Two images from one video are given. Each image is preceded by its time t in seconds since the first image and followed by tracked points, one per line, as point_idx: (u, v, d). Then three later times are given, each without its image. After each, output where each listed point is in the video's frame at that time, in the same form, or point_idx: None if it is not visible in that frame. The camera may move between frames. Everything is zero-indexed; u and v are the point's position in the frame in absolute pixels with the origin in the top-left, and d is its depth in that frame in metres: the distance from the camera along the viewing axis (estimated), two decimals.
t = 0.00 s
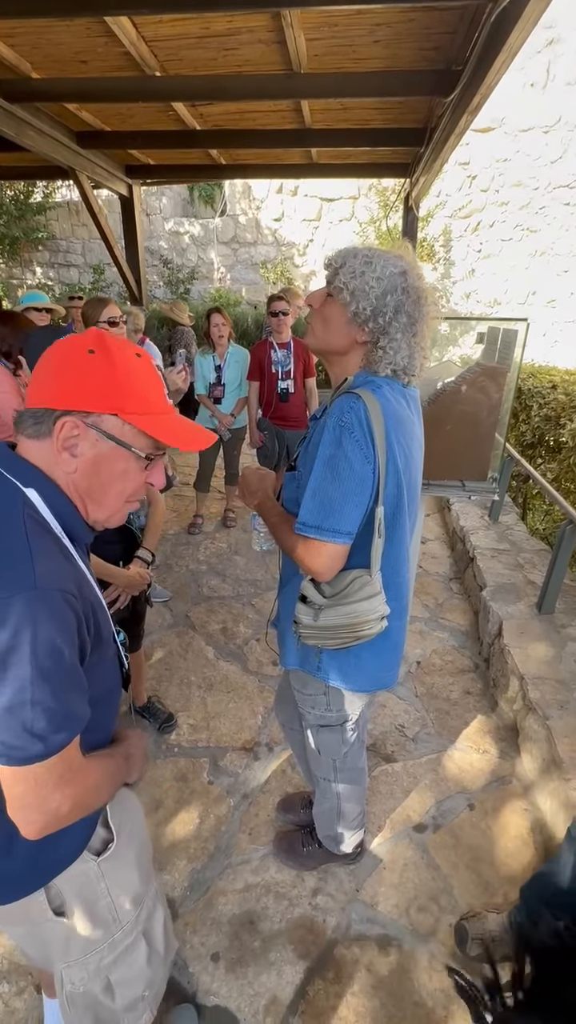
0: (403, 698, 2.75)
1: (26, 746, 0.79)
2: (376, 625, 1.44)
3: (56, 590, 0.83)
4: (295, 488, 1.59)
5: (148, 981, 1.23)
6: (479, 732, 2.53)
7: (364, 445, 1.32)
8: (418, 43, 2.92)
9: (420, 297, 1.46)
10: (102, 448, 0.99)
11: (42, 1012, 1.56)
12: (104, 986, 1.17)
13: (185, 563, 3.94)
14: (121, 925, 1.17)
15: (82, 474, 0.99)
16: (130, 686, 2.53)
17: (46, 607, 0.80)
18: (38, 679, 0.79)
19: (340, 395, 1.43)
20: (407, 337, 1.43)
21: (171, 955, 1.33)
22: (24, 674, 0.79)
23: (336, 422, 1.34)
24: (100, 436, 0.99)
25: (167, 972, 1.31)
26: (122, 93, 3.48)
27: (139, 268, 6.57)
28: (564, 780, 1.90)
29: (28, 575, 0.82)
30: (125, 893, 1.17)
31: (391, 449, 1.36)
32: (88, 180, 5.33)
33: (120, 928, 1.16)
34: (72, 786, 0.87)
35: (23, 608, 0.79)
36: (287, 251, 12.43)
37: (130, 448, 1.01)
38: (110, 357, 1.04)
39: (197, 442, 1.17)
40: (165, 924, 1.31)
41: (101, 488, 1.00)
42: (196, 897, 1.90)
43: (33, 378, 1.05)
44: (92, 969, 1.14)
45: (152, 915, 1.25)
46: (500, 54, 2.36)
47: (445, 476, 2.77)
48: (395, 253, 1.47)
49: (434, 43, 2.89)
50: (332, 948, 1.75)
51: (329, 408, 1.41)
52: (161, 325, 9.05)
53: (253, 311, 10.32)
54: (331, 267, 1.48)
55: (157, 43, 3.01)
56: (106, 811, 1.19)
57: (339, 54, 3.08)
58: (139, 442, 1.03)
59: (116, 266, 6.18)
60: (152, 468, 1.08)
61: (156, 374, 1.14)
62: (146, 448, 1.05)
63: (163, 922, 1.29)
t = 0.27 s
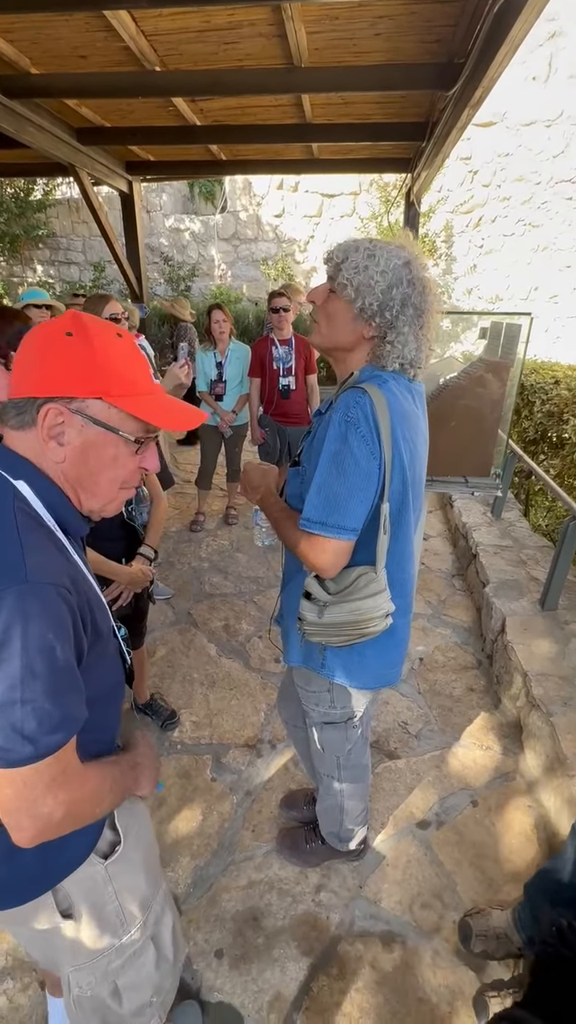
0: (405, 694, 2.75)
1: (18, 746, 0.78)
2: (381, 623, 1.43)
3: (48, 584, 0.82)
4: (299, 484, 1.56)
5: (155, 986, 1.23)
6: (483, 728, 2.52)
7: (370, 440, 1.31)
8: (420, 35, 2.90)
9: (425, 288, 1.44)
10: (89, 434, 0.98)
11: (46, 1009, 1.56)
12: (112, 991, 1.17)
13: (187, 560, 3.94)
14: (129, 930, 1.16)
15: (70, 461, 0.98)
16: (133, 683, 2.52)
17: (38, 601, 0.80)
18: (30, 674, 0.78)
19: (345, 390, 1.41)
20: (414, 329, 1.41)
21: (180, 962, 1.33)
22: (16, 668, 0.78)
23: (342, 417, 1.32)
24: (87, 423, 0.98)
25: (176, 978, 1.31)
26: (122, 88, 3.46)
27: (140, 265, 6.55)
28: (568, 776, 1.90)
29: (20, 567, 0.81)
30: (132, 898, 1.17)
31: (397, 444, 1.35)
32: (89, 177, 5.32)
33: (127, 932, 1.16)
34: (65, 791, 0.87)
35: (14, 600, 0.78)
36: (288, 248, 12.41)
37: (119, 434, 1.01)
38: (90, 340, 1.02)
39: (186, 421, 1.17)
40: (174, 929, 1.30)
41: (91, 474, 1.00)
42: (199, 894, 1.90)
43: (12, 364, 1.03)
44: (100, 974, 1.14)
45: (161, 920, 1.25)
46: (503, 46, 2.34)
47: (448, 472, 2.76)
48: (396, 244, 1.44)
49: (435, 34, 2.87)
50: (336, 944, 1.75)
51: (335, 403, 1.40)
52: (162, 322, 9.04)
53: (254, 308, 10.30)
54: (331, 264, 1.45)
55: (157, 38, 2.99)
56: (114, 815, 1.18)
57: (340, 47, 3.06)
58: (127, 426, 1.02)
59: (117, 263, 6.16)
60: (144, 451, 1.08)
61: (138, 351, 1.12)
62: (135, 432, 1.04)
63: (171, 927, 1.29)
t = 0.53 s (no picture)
0: (406, 693, 2.74)
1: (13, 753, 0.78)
2: (384, 623, 1.42)
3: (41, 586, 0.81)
4: (295, 481, 1.55)
5: (159, 986, 1.24)
6: (484, 727, 2.51)
7: (372, 439, 1.28)
8: (420, 31, 2.88)
9: (438, 293, 1.44)
10: (76, 428, 0.97)
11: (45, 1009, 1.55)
12: (116, 993, 1.18)
13: (187, 559, 3.94)
14: (132, 933, 1.17)
15: (59, 457, 0.96)
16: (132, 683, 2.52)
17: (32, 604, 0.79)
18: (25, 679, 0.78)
19: (345, 387, 1.38)
20: (427, 328, 1.42)
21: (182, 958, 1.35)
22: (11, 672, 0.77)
23: (344, 415, 1.29)
24: (74, 418, 0.96)
25: (179, 976, 1.32)
26: (121, 85, 3.46)
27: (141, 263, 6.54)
28: (570, 776, 1.89)
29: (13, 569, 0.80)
30: (136, 901, 1.17)
31: (398, 442, 1.33)
32: (89, 175, 5.31)
33: (131, 935, 1.17)
34: (64, 802, 0.86)
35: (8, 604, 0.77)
36: (288, 246, 12.39)
37: (107, 426, 1.00)
38: (72, 333, 1.01)
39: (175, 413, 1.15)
40: (177, 929, 1.32)
41: (80, 468, 0.98)
42: (199, 893, 1.90)
43: None
44: (104, 977, 1.15)
45: (163, 921, 1.26)
46: (504, 41, 2.32)
47: (448, 470, 2.76)
48: (418, 242, 1.43)
49: (433, 30, 2.85)
50: (336, 944, 1.74)
51: (334, 400, 1.36)
52: (163, 321, 9.03)
53: (254, 306, 10.29)
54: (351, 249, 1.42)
55: (156, 35, 2.98)
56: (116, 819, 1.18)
57: (340, 43, 3.05)
58: (115, 419, 1.01)
59: (117, 261, 6.16)
60: (132, 445, 1.07)
61: (122, 344, 1.11)
62: (124, 425, 1.03)
63: (173, 927, 1.30)
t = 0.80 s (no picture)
0: (405, 696, 2.73)
1: None
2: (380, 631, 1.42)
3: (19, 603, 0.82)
4: (293, 490, 1.55)
5: (158, 986, 1.25)
6: (483, 731, 2.51)
7: (368, 448, 1.28)
8: (419, 35, 2.89)
9: (405, 276, 1.42)
10: (51, 441, 0.97)
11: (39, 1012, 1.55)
12: (116, 995, 1.18)
13: (188, 561, 3.94)
14: (130, 935, 1.17)
15: (33, 469, 0.96)
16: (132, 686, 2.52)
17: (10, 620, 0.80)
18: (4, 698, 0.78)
19: (339, 396, 1.38)
20: (405, 320, 1.41)
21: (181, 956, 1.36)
22: None
23: (339, 425, 1.28)
24: (48, 431, 0.96)
25: (178, 974, 1.33)
26: (122, 91, 3.47)
27: (143, 266, 6.57)
28: (568, 780, 1.88)
29: None
30: (133, 905, 1.17)
31: (394, 450, 1.33)
32: (91, 180, 5.34)
33: (129, 938, 1.17)
34: (53, 816, 0.86)
35: None
36: (291, 248, 12.40)
37: (83, 438, 0.99)
38: (44, 343, 1.00)
39: (152, 422, 1.15)
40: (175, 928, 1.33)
41: (54, 480, 0.98)
42: (196, 896, 1.90)
43: None
44: (103, 981, 1.15)
45: (160, 922, 1.26)
46: (502, 44, 2.31)
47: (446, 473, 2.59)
48: (367, 237, 1.41)
49: (432, 33, 2.85)
50: (332, 948, 1.74)
51: (329, 409, 1.36)
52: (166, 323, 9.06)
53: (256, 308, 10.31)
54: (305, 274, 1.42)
55: (157, 40, 3.00)
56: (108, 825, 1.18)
57: (340, 47, 3.05)
58: (91, 430, 1.01)
59: (120, 264, 6.19)
60: (110, 454, 1.07)
61: (97, 351, 1.10)
62: (100, 436, 1.03)
63: (170, 926, 1.30)
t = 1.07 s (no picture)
0: (402, 698, 2.72)
1: None
2: (358, 631, 1.42)
3: None
4: (281, 490, 1.56)
5: (147, 982, 1.24)
6: (480, 734, 2.49)
7: (351, 447, 1.28)
8: (419, 37, 2.89)
9: (370, 267, 1.41)
10: (23, 443, 0.97)
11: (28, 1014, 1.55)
12: (104, 992, 1.17)
13: (188, 563, 3.95)
14: (117, 932, 1.16)
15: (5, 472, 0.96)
16: (128, 687, 2.53)
17: None
18: None
19: (325, 395, 1.38)
20: (385, 314, 1.40)
21: (169, 956, 1.35)
22: None
23: (323, 423, 1.29)
24: (19, 433, 0.97)
25: (166, 971, 1.32)
26: (123, 95, 3.49)
27: (145, 268, 6.59)
28: (564, 785, 1.86)
29: None
30: (119, 900, 1.17)
31: (379, 449, 1.32)
32: (94, 183, 5.37)
33: (116, 934, 1.16)
34: (33, 822, 0.86)
35: None
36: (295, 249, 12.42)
37: (55, 437, 1.01)
38: (10, 340, 0.99)
39: (119, 420, 1.17)
40: (161, 927, 1.32)
41: (27, 483, 0.99)
42: (189, 899, 1.90)
43: None
44: (91, 978, 1.13)
45: (147, 919, 1.26)
46: (501, 45, 2.29)
47: (441, 475, 2.59)
48: (322, 246, 1.39)
49: (431, 35, 2.85)
50: (324, 951, 1.73)
51: (315, 407, 1.36)
52: (168, 325, 9.10)
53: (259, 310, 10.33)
54: (277, 300, 1.41)
55: (157, 43, 3.00)
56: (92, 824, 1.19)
57: (340, 49, 3.05)
58: (63, 429, 1.02)
59: (123, 267, 6.21)
60: (80, 452, 1.09)
61: (60, 349, 1.10)
62: (71, 435, 1.05)
63: (156, 923, 1.30)
